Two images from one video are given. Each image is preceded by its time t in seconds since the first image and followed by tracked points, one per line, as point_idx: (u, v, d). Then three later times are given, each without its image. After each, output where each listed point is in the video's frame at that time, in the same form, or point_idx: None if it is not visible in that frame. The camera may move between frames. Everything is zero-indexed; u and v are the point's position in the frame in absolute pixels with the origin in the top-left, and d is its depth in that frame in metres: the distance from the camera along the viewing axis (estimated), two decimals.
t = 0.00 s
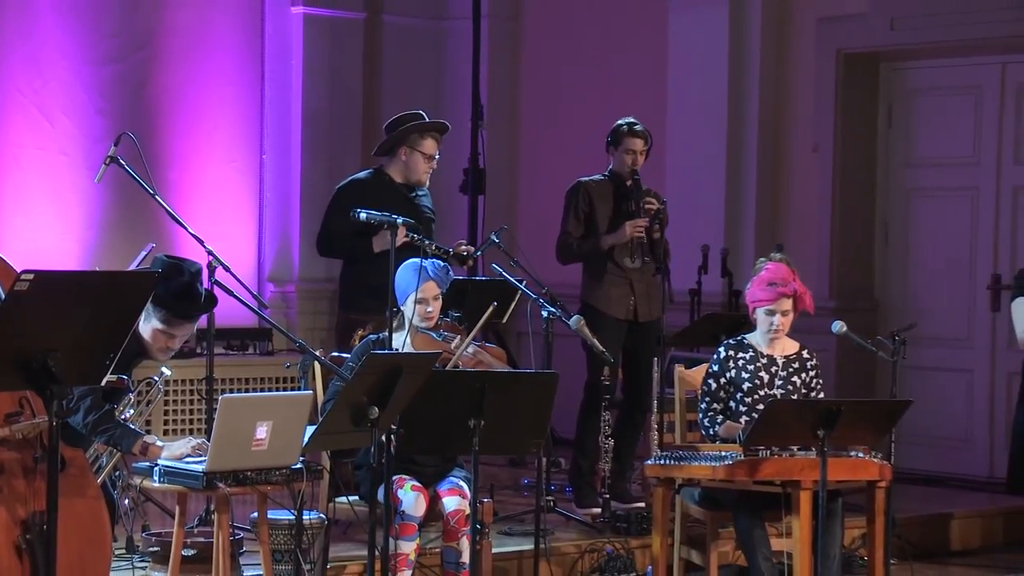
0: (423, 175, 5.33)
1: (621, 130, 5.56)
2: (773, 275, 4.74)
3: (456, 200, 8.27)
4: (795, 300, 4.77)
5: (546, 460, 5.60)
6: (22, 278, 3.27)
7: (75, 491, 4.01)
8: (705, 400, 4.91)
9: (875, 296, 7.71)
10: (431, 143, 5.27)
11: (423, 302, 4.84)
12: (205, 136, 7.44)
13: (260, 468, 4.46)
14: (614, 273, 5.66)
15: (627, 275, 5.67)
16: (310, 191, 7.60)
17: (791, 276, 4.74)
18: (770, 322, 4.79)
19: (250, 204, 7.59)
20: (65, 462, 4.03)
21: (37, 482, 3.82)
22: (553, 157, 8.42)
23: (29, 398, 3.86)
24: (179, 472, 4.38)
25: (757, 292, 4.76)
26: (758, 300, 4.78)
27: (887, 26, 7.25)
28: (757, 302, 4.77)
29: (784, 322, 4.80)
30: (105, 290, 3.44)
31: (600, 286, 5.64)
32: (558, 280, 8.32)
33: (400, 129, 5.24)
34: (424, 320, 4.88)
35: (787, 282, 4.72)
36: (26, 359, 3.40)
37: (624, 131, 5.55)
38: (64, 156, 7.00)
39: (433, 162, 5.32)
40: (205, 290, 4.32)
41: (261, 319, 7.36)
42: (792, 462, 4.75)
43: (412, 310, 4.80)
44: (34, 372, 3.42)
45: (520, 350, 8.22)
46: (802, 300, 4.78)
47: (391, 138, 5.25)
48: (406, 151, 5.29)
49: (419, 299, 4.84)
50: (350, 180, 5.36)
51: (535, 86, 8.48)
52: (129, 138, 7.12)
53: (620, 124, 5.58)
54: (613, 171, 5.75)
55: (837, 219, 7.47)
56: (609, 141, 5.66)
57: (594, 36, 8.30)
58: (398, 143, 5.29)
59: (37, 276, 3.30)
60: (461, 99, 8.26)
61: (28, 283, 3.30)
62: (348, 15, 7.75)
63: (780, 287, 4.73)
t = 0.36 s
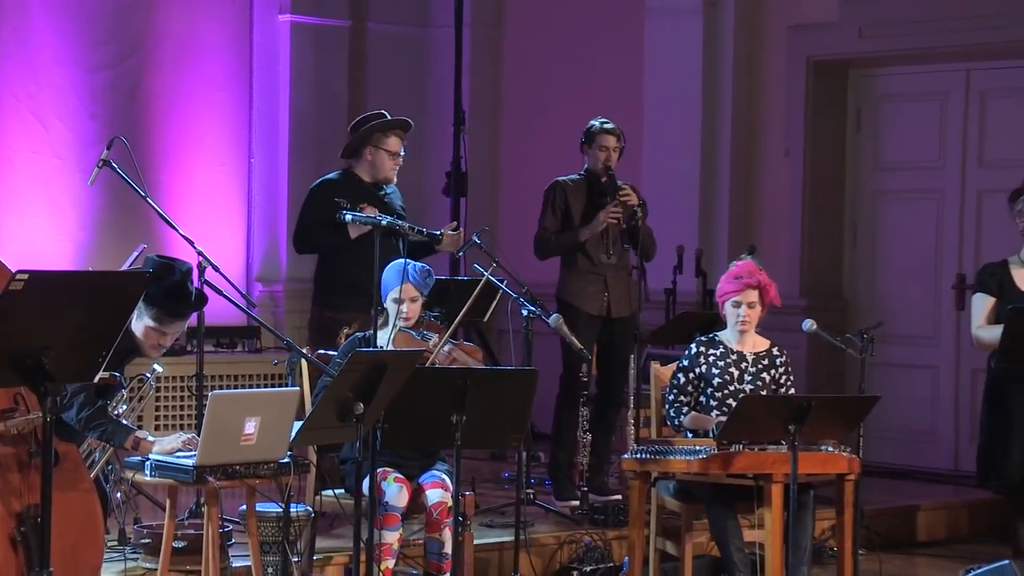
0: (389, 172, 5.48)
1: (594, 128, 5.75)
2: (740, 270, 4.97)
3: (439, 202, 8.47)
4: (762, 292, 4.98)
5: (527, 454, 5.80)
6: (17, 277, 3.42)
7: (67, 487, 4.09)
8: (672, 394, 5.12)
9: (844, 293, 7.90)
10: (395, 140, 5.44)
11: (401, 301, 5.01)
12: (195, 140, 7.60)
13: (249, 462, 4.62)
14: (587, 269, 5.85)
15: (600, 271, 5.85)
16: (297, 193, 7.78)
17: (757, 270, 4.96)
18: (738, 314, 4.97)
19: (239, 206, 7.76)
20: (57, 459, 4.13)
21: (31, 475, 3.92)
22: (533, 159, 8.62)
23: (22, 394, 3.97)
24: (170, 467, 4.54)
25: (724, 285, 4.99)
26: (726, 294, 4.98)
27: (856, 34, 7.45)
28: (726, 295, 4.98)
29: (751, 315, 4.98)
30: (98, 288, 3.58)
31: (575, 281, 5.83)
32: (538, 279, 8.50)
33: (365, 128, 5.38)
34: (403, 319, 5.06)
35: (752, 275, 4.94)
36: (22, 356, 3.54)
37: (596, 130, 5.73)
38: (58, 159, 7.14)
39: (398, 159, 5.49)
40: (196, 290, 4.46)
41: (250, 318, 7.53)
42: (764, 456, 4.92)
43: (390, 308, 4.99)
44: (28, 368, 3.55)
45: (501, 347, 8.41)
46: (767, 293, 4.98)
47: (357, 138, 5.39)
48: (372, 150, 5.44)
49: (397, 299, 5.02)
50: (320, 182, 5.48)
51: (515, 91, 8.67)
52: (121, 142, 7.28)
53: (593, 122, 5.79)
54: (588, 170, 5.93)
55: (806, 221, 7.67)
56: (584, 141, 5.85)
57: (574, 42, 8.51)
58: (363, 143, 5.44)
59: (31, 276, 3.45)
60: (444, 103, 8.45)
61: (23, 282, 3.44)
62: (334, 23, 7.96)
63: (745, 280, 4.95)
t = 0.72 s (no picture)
0: (362, 177, 5.65)
1: (565, 134, 5.93)
2: (704, 272, 5.16)
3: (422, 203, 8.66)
4: (723, 295, 5.17)
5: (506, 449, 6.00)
6: (10, 277, 3.55)
7: (59, 481, 4.21)
8: (647, 395, 5.31)
9: (813, 293, 8.14)
10: (368, 147, 5.61)
11: (392, 301, 5.17)
12: (184, 144, 7.77)
13: (237, 456, 4.79)
14: (567, 270, 6.03)
15: (580, 272, 6.04)
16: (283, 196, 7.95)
17: (719, 272, 5.14)
18: (701, 315, 5.18)
19: (227, 209, 7.92)
20: (49, 453, 4.24)
21: (23, 469, 4.06)
22: (513, 162, 8.81)
23: (14, 391, 4.07)
24: (160, 462, 4.70)
25: (688, 286, 5.18)
26: (690, 296, 5.18)
27: (824, 42, 7.66)
28: (689, 296, 5.18)
29: (715, 316, 5.19)
30: (89, 287, 3.70)
31: (555, 283, 6.02)
32: (517, 279, 8.70)
33: (340, 135, 5.56)
34: (392, 318, 5.22)
35: (714, 278, 5.13)
36: (15, 355, 3.66)
37: (568, 136, 5.92)
38: (50, 163, 7.31)
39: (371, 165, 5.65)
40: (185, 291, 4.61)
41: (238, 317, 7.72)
42: (736, 451, 5.01)
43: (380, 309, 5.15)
44: (22, 366, 3.68)
45: (482, 346, 8.60)
46: (728, 296, 5.17)
47: (330, 144, 5.57)
48: (346, 156, 5.60)
49: (388, 299, 5.17)
50: (294, 187, 5.67)
51: (494, 96, 8.86)
52: (112, 146, 7.44)
53: (565, 129, 5.95)
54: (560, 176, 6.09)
55: (777, 223, 7.88)
56: (554, 146, 6.02)
57: (552, 48, 8.70)
58: (337, 149, 5.61)
59: (24, 277, 3.57)
60: (426, 108, 8.63)
61: (17, 282, 3.57)
62: (319, 30, 8.15)
63: (707, 283, 5.14)
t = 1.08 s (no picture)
0: (333, 180, 5.82)
1: (530, 146, 6.12)
2: (667, 272, 5.34)
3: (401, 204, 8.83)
4: (688, 292, 5.37)
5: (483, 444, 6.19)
6: None
7: (47, 475, 4.35)
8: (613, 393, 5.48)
9: (781, 292, 8.36)
10: (338, 149, 5.77)
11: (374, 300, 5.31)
12: (170, 148, 7.93)
13: (223, 452, 4.95)
14: (542, 270, 6.22)
15: (555, 273, 6.23)
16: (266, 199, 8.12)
17: (683, 271, 5.34)
18: (667, 313, 5.37)
19: (212, 211, 8.09)
20: (38, 448, 4.39)
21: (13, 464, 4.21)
22: (490, 165, 9.00)
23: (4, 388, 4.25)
24: (147, 457, 4.86)
25: (653, 287, 5.36)
26: (655, 295, 5.37)
27: (790, 50, 7.91)
28: (654, 297, 5.38)
29: (680, 313, 5.38)
30: (77, 287, 3.81)
31: (531, 284, 6.21)
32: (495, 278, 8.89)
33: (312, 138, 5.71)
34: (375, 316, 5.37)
35: (678, 277, 5.31)
36: (5, 352, 3.79)
37: (533, 148, 6.11)
38: (40, 166, 7.45)
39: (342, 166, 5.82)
40: (171, 291, 4.77)
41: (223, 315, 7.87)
42: (705, 444, 5.19)
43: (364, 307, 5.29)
44: (11, 363, 3.80)
45: (460, 343, 8.79)
46: (693, 292, 5.38)
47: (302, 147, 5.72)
48: (317, 158, 5.76)
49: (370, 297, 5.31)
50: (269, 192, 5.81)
51: (472, 99, 9.04)
52: (100, 149, 7.59)
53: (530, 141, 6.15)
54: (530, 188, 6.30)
55: (745, 224, 8.11)
56: (523, 160, 6.22)
57: (529, 53, 8.89)
58: (308, 153, 5.77)
59: (13, 276, 3.68)
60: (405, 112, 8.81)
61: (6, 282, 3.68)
62: (301, 37, 8.33)
63: (672, 282, 5.32)
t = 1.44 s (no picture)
0: (314, 187, 5.99)
1: (506, 144, 6.30)
2: (631, 271, 5.53)
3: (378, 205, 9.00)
4: (652, 290, 5.59)
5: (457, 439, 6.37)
6: None
7: (32, 469, 4.50)
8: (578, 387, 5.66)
9: (746, 290, 8.58)
10: (321, 160, 5.92)
11: (345, 298, 5.54)
12: (152, 150, 8.09)
13: (204, 445, 5.12)
14: (512, 270, 6.42)
15: (526, 273, 6.42)
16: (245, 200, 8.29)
17: (646, 270, 5.55)
18: (631, 311, 5.59)
19: (193, 211, 8.26)
20: (23, 443, 4.53)
21: None
22: (465, 166, 9.18)
23: None
24: (129, 450, 5.02)
25: (618, 284, 5.57)
26: (619, 293, 5.57)
27: (755, 55, 8.13)
28: (619, 295, 5.57)
29: (642, 311, 5.60)
30: (61, 285, 3.85)
31: (503, 283, 6.40)
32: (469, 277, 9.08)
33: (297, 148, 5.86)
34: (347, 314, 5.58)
35: (642, 275, 5.52)
36: None
37: (509, 145, 6.29)
38: (25, 168, 7.59)
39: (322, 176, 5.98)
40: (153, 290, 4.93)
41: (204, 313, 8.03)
42: (674, 438, 5.33)
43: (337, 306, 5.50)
44: None
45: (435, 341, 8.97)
46: (655, 291, 5.60)
47: (287, 154, 5.88)
48: (299, 166, 5.92)
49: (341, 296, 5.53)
50: (250, 193, 5.99)
51: (447, 102, 9.23)
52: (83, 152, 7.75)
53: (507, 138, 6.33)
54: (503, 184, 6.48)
55: (713, 224, 8.33)
56: (497, 158, 6.39)
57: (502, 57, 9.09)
58: (292, 159, 5.92)
59: None
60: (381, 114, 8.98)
61: None
62: (280, 43, 8.50)
63: (636, 279, 5.53)
